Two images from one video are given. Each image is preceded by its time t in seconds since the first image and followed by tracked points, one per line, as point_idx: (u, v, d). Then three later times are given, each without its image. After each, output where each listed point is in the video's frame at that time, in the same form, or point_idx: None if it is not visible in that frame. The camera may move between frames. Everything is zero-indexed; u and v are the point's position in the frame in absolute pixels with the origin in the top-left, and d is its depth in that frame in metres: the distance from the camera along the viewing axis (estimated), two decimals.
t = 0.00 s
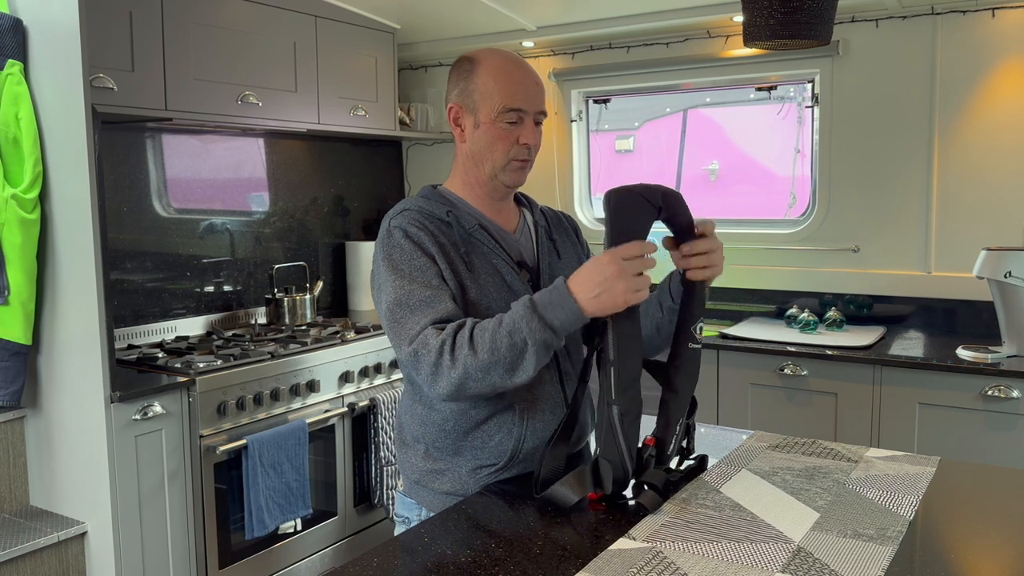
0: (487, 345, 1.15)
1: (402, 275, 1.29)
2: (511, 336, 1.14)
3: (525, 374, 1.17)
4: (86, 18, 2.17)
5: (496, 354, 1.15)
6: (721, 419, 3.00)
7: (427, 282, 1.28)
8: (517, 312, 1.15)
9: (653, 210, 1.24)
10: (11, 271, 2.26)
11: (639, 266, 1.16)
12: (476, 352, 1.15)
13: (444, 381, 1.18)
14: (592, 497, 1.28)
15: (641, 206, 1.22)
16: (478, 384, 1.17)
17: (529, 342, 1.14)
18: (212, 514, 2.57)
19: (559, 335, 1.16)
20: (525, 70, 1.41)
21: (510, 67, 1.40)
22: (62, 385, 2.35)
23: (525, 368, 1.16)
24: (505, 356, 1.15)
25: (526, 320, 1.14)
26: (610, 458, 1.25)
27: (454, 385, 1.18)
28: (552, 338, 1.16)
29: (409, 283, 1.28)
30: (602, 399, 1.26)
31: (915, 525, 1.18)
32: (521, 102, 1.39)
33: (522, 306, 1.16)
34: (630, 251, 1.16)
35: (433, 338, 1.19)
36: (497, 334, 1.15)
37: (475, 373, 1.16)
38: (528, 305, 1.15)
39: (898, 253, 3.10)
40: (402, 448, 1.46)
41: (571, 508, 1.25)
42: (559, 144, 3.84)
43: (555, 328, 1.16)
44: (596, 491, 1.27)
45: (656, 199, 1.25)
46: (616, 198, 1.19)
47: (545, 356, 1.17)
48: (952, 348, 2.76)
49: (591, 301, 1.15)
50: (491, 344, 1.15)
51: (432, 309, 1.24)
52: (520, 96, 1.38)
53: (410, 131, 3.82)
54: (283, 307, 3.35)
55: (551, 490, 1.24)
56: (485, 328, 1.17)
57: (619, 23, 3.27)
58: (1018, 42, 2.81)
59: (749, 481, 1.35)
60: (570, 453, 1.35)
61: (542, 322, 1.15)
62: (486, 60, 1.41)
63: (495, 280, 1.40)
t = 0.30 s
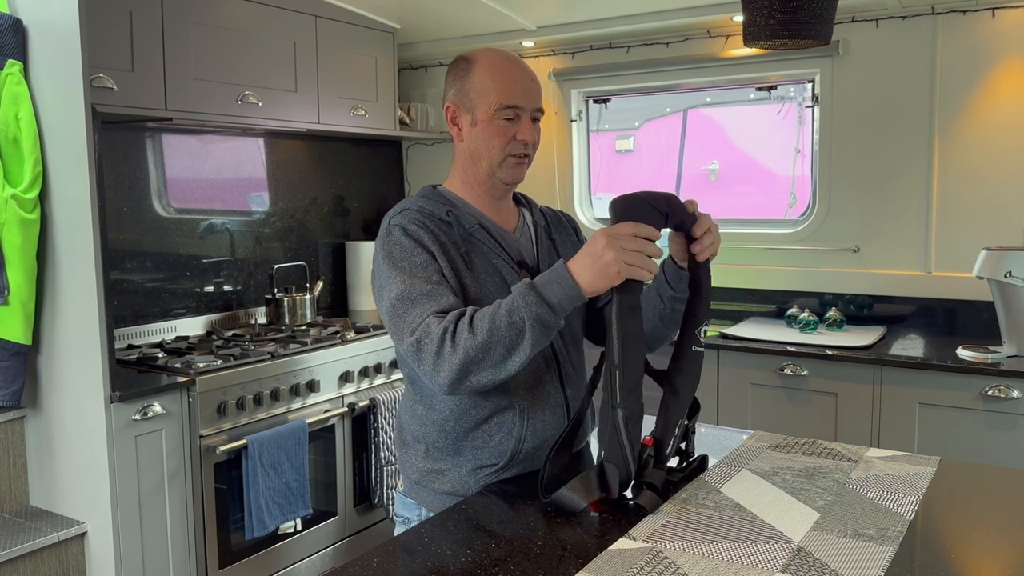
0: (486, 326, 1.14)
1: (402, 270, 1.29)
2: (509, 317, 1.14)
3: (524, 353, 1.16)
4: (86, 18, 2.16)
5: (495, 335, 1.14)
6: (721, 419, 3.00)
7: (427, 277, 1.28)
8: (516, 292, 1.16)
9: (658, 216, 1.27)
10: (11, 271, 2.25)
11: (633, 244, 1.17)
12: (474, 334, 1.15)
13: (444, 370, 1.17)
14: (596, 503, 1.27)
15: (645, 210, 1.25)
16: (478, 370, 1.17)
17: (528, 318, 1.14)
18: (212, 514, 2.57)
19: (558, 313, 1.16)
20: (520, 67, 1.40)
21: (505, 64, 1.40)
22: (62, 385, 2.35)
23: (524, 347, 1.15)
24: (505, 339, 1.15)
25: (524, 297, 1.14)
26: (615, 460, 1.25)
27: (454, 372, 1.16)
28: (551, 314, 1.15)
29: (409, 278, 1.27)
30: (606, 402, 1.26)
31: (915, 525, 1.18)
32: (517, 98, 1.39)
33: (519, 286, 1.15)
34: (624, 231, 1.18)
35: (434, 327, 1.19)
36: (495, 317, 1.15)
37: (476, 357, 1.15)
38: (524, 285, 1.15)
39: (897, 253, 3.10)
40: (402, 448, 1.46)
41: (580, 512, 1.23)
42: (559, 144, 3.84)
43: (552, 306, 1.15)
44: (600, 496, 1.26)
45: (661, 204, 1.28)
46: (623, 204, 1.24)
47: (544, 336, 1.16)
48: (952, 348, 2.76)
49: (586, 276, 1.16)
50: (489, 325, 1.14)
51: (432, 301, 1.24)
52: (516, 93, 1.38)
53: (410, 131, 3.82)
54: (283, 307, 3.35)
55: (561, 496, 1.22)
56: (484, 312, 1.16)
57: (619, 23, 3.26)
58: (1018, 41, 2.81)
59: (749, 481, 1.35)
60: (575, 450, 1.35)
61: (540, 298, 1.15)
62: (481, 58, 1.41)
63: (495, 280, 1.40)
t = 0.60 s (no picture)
0: (497, 298, 1.15)
1: (407, 261, 1.29)
2: (520, 285, 1.15)
3: (536, 323, 1.16)
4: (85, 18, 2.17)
5: (507, 305, 1.15)
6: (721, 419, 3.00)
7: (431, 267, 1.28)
8: (523, 262, 1.16)
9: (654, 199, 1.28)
10: (11, 271, 2.25)
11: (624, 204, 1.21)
12: (487, 307, 1.15)
13: (458, 348, 1.16)
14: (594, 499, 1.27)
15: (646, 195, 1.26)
16: (491, 344, 1.16)
17: (538, 282, 1.15)
18: (212, 514, 2.57)
19: (567, 275, 1.17)
20: (521, 68, 1.40)
21: (507, 65, 1.39)
22: (62, 385, 2.35)
23: (536, 317, 1.16)
24: (517, 310, 1.15)
25: (531, 263, 1.15)
26: (613, 457, 1.25)
27: (469, 348, 1.16)
28: (559, 276, 1.16)
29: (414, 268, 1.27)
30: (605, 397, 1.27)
31: (915, 525, 1.18)
32: (518, 99, 1.38)
33: (527, 257, 1.17)
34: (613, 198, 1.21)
35: (445, 307, 1.18)
36: (506, 289, 1.15)
37: (490, 330, 1.15)
38: (532, 256, 1.16)
39: (898, 253, 3.10)
40: (402, 448, 1.46)
41: (574, 506, 1.24)
42: (559, 144, 3.83)
43: (560, 276, 1.16)
44: (598, 492, 1.26)
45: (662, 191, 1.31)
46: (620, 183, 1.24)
47: (555, 306, 1.16)
48: (952, 348, 2.76)
49: (590, 233, 1.19)
50: (501, 297, 1.15)
51: (440, 286, 1.24)
52: (517, 94, 1.38)
53: (410, 131, 3.82)
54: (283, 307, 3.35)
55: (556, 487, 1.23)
56: (494, 287, 1.17)
57: (620, 23, 3.26)
58: (1018, 41, 2.81)
59: (749, 481, 1.35)
60: (580, 447, 1.35)
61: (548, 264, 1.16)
62: (482, 59, 1.41)
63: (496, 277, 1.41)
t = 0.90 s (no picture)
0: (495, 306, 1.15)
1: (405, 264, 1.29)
2: (519, 294, 1.15)
3: (533, 332, 1.16)
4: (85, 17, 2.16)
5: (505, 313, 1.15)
6: (721, 419, 3.00)
7: (428, 270, 1.28)
8: (522, 271, 1.17)
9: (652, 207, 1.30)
10: (11, 271, 2.26)
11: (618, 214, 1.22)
12: (484, 314, 1.15)
13: (453, 353, 1.16)
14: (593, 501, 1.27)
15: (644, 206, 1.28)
16: (488, 351, 1.17)
17: (538, 292, 1.15)
18: (212, 514, 2.57)
19: (566, 287, 1.17)
20: (532, 79, 1.39)
21: (518, 74, 1.38)
22: (62, 385, 2.35)
23: (534, 326, 1.16)
24: (514, 317, 1.15)
25: (530, 273, 1.16)
26: (613, 460, 1.24)
27: (464, 354, 1.16)
28: (557, 286, 1.16)
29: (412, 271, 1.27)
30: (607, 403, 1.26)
31: (915, 525, 1.18)
32: (525, 112, 1.38)
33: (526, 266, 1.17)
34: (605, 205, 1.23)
35: (441, 312, 1.19)
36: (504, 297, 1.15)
37: (487, 337, 1.15)
38: (532, 265, 1.17)
39: (897, 253, 3.10)
40: (401, 449, 1.46)
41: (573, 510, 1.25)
42: (560, 144, 3.83)
43: (559, 285, 1.16)
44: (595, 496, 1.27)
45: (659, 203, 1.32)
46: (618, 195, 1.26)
47: (552, 315, 1.17)
48: (952, 349, 2.76)
49: (588, 241, 1.20)
50: (499, 305, 1.15)
51: (437, 291, 1.24)
52: (525, 107, 1.38)
53: (410, 131, 3.82)
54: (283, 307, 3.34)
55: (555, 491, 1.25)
56: (492, 294, 1.17)
57: (620, 23, 3.26)
58: (1018, 41, 2.81)
59: (749, 481, 1.35)
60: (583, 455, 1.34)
61: (546, 274, 1.16)
62: (494, 65, 1.39)
63: (495, 277, 1.41)
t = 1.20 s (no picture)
0: (464, 403, 1.16)
1: (394, 292, 1.30)
2: (490, 405, 1.15)
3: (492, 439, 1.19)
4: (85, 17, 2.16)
5: (470, 416, 1.16)
6: (721, 419, 3.00)
7: (416, 298, 1.29)
8: (503, 389, 1.15)
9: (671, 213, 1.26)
10: (11, 271, 2.26)
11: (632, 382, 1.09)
12: (451, 406, 1.17)
13: (415, 419, 1.21)
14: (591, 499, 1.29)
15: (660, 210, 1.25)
16: (447, 432, 1.20)
17: (504, 416, 1.15)
18: (212, 514, 2.57)
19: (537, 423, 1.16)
20: (529, 76, 1.39)
21: (514, 71, 1.38)
22: (62, 385, 2.35)
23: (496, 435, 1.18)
24: (479, 422, 1.17)
25: (509, 402, 1.14)
26: (610, 459, 1.26)
27: (425, 425, 1.20)
28: (526, 421, 1.14)
29: (399, 302, 1.29)
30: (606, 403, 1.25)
31: (915, 525, 1.18)
32: (521, 109, 1.38)
33: (510, 382, 1.15)
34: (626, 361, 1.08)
35: (415, 374, 1.21)
36: (476, 400, 1.16)
37: (446, 424, 1.18)
38: (515, 385, 1.14)
39: (897, 254, 3.10)
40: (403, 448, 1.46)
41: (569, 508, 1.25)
42: (560, 145, 3.83)
43: (531, 414, 1.14)
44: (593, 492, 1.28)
45: (676, 204, 1.28)
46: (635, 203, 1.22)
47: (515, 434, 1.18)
48: (952, 348, 2.76)
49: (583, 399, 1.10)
50: (468, 404, 1.16)
51: (419, 336, 1.26)
52: (521, 104, 1.38)
53: (410, 131, 3.82)
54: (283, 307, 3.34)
55: (545, 486, 1.26)
56: (467, 386, 1.17)
57: (620, 24, 3.26)
58: (1018, 41, 2.81)
59: (749, 481, 1.35)
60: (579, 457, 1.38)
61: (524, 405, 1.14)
62: (490, 63, 1.39)
63: (495, 282, 1.40)
